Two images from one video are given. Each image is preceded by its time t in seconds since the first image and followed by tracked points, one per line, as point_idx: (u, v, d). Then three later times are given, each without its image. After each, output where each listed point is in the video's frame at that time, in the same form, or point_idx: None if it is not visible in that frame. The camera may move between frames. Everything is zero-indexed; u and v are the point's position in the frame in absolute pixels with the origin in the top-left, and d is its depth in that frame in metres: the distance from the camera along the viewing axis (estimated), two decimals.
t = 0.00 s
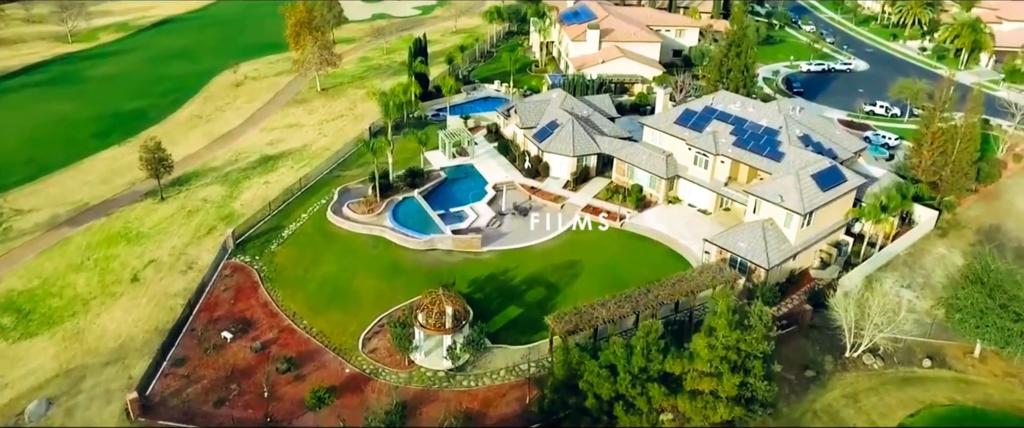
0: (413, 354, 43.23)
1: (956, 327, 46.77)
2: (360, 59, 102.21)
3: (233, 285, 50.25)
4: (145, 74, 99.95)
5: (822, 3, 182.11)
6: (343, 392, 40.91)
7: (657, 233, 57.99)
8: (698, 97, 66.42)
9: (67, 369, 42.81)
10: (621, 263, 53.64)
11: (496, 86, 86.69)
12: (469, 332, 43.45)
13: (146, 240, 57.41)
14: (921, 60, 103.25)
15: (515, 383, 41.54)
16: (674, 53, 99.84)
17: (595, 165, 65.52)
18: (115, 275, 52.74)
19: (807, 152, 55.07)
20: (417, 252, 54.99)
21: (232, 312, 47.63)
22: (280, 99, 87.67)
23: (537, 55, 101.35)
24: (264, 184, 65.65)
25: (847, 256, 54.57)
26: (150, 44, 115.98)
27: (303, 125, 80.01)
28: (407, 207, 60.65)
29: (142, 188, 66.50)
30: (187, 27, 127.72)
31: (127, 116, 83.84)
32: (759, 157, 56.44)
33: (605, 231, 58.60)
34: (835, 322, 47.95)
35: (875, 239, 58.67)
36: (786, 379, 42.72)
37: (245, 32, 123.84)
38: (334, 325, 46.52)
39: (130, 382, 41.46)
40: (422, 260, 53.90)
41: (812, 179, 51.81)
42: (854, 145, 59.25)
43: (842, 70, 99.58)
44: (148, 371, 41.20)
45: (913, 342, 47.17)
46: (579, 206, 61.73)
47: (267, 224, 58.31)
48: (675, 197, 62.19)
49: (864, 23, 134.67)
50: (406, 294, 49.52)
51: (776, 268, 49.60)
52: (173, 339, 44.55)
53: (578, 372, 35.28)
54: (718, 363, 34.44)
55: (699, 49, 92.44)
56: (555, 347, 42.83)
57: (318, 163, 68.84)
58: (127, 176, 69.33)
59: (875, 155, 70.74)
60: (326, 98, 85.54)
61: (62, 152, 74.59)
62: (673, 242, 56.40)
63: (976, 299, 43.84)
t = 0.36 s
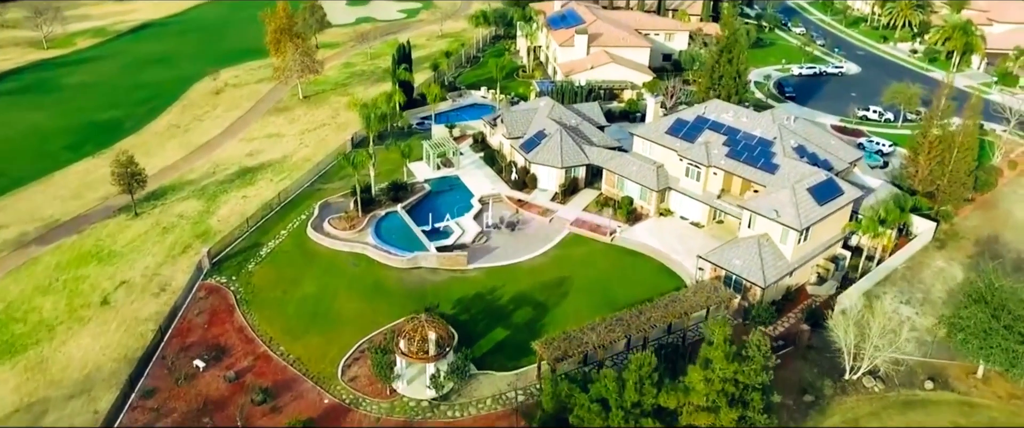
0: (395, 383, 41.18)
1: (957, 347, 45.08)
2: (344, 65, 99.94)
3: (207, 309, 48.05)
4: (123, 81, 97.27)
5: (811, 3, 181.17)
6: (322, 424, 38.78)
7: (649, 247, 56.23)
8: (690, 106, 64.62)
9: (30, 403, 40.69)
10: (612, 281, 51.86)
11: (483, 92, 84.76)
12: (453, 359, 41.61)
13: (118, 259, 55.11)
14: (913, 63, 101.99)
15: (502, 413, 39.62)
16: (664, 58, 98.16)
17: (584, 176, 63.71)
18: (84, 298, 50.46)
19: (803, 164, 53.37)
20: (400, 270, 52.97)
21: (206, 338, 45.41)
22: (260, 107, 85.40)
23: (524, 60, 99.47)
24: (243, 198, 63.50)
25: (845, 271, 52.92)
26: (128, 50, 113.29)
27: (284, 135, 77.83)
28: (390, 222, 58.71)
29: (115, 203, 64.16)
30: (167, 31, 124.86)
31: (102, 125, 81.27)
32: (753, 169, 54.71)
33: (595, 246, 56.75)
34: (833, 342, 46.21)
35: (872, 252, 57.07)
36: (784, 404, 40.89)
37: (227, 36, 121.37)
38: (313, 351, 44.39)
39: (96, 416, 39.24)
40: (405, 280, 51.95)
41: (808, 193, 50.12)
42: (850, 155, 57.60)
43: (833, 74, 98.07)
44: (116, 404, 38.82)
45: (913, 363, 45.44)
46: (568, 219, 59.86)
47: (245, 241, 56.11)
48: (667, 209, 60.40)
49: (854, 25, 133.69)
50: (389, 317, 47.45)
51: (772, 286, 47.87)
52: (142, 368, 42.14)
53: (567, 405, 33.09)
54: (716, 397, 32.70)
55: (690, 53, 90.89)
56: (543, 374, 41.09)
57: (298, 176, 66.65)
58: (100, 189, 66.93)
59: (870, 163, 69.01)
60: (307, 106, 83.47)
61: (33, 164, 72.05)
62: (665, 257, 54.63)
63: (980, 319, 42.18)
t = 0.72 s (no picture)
0: (371, 419, 38.63)
1: (957, 371, 43.20)
2: (322, 72, 97.31)
3: (174, 339, 45.18)
4: (93, 90, 94.08)
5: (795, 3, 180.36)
6: None
7: (637, 265, 54.24)
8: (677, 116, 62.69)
9: None
10: (599, 301, 49.84)
11: (465, 100, 82.56)
12: (433, 394, 39.44)
13: (80, 284, 52.42)
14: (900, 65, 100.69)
15: None
16: (649, 62, 96.23)
17: (569, 189, 61.52)
18: (43, 329, 47.78)
19: (795, 177, 51.55)
20: (377, 293, 50.65)
21: (171, 371, 42.57)
22: (235, 118, 82.78)
23: (507, 65, 97.05)
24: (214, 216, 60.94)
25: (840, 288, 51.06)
26: (100, 56, 110.01)
27: (259, 148, 75.29)
28: (368, 241, 56.38)
29: (79, 223, 61.40)
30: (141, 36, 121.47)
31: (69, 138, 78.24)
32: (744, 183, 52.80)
33: (581, 264, 54.70)
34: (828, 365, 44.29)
35: (865, 266, 55.40)
36: None
37: (202, 42, 118.39)
38: (285, 385, 41.75)
39: None
40: (383, 304, 49.67)
41: (802, 209, 48.30)
42: (843, 167, 55.84)
43: (821, 77, 95.92)
44: None
45: (911, 387, 43.49)
46: (552, 236, 57.76)
47: (215, 264, 53.53)
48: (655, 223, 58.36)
49: (841, 26, 132.55)
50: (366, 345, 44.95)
51: (765, 307, 45.97)
52: (101, 406, 39.24)
53: None
54: None
55: (676, 58, 89.13)
56: (528, 408, 38.87)
57: (272, 191, 64.05)
58: (65, 208, 64.08)
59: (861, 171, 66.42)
60: (283, 117, 80.99)
61: None
62: (654, 276, 52.75)
63: (982, 342, 40.42)
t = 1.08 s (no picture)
0: None
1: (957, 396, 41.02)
2: (298, 80, 94.63)
3: (135, 374, 42.53)
4: (60, 100, 90.80)
5: (778, 4, 179.61)
6: None
7: (624, 284, 52.25)
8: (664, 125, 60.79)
9: None
10: (585, 324, 47.75)
11: (445, 109, 80.31)
12: None
13: (38, 312, 49.65)
14: (887, 68, 99.42)
15: None
16: (634, 68, 94.34)
17: (553, 203, 59.48)
18: None
19: (786, 192, 49.69)
20: (354, 319, 48.30)
21: (132, 409, 39.88)
22: (207, 130, 80.01)
23: (488, 71, 94.79)
24: (183, 236, 58.29)
25: (833, 307, 49.32)
26: (69, 63, 106.58)
27: (231, 161, 72.62)
28: (344, 261, 54.00)
29: (40, 244, 58.52)
30: (112, 43, 118.11)
31: (32, 152, 75.06)
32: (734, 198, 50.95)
33: (566, 283, 52.65)
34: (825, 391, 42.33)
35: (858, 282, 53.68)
36: None
37: (175, 49, 115.27)
38: (255, 421, 39.10)
39: None
40: (360, 331, 47.27)
41: (794, 226, 46.50)
42: (835, 179, 54.13)
43: (807, 81, 94.50)
44: None
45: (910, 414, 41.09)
46: (536, 253, 55.61)
47: (182, 289, 50.91)
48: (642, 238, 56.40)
49: (825, 27, 131.52)
50: (341, 376, 42.55)
51: (758, 331, 44.05)
52: None
53: None
54: None
55: (661, 63, 87.25)
56: None
57: (244, 209, 61.50)
58: (25, 228, 61.11)
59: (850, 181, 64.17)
60: (257, 129, 78.36)
61: None
62: (641, 295, 50.73)
63: (986, 367, 38.70)
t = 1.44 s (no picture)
0: None
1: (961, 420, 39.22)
2: (277, 87, 92.09)
3: (100, 407, 39.86)
4: (31, 109, 88.10)
5: (766, 5, 178.51)
6: None
7: (613, 302, 50.38)
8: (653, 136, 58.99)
9: None
10: (573, 346, 45.87)
11: (429, 116, 78.22)
12: None
13: None
14: (876, 71, 98.04)
15: None
16: (621, 72, 92.43)
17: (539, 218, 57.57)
18: None
19: (780, 207, 47.99)
20: (331, 343, 46.08)
21: None
22: (182, 140, 77.60)
23: (473, 76, 92.78)
24: (154, 255, 56.00)
25: (830, 325, 47.60)
26: (42, 70, 103.76)
27: (207, 174, 70.28)
28: (322, 281, 51.89)
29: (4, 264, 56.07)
30: (88, 49, 115.22)
31: None
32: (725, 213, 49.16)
33: (553, 302, 50.69)
34: (823, 416, 40.59)
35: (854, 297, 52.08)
36: None
37: (153, 54, 112.62)
38: None
39: None
40: (337, 356, 45.15)
41: (789, 243, 44.76)
42: (829, 191, 52.49)
43: (797, 85, 92.87)
44: None
45: None
46: (521, 270, 53.70)
47: (152, 313, 48.65)
48: (631, 253, 54.56)
49: (814, 30, 130.40)
50: (317, 407, 40.36)
51: (753, 353, 42.27)
52: None
53: None
54: None
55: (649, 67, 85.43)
56: None
57: (219, 225, 59.15)
58: None
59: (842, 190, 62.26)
60: (234, 139, 76.09)
61: None
62: (631, 314, 48.92)
63: (990, 393, 36.99)
